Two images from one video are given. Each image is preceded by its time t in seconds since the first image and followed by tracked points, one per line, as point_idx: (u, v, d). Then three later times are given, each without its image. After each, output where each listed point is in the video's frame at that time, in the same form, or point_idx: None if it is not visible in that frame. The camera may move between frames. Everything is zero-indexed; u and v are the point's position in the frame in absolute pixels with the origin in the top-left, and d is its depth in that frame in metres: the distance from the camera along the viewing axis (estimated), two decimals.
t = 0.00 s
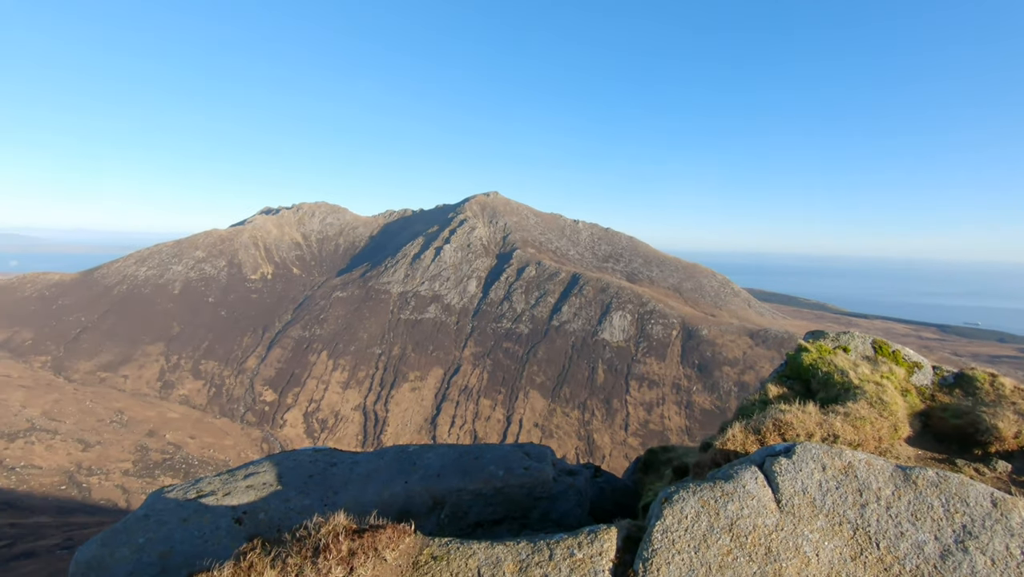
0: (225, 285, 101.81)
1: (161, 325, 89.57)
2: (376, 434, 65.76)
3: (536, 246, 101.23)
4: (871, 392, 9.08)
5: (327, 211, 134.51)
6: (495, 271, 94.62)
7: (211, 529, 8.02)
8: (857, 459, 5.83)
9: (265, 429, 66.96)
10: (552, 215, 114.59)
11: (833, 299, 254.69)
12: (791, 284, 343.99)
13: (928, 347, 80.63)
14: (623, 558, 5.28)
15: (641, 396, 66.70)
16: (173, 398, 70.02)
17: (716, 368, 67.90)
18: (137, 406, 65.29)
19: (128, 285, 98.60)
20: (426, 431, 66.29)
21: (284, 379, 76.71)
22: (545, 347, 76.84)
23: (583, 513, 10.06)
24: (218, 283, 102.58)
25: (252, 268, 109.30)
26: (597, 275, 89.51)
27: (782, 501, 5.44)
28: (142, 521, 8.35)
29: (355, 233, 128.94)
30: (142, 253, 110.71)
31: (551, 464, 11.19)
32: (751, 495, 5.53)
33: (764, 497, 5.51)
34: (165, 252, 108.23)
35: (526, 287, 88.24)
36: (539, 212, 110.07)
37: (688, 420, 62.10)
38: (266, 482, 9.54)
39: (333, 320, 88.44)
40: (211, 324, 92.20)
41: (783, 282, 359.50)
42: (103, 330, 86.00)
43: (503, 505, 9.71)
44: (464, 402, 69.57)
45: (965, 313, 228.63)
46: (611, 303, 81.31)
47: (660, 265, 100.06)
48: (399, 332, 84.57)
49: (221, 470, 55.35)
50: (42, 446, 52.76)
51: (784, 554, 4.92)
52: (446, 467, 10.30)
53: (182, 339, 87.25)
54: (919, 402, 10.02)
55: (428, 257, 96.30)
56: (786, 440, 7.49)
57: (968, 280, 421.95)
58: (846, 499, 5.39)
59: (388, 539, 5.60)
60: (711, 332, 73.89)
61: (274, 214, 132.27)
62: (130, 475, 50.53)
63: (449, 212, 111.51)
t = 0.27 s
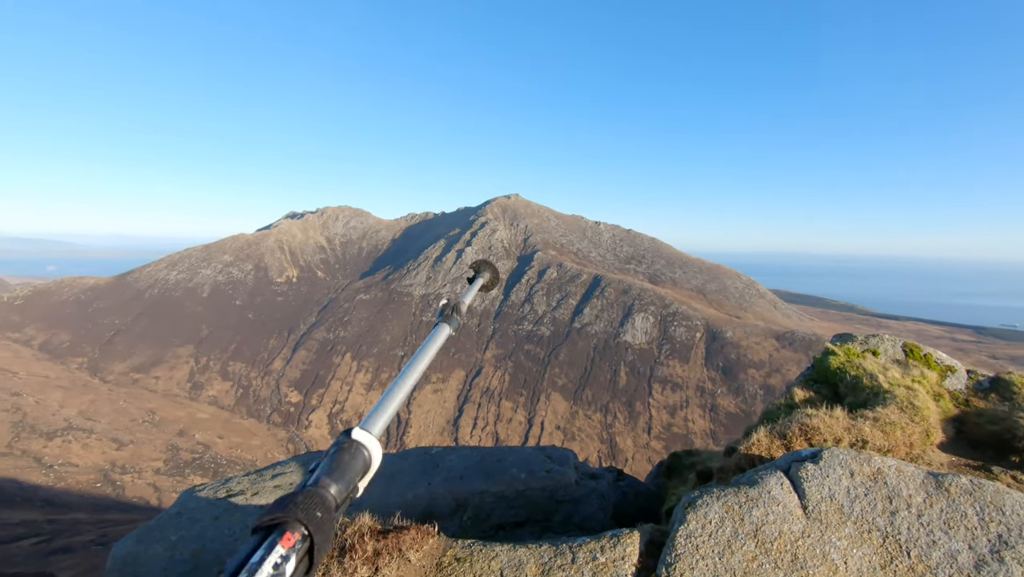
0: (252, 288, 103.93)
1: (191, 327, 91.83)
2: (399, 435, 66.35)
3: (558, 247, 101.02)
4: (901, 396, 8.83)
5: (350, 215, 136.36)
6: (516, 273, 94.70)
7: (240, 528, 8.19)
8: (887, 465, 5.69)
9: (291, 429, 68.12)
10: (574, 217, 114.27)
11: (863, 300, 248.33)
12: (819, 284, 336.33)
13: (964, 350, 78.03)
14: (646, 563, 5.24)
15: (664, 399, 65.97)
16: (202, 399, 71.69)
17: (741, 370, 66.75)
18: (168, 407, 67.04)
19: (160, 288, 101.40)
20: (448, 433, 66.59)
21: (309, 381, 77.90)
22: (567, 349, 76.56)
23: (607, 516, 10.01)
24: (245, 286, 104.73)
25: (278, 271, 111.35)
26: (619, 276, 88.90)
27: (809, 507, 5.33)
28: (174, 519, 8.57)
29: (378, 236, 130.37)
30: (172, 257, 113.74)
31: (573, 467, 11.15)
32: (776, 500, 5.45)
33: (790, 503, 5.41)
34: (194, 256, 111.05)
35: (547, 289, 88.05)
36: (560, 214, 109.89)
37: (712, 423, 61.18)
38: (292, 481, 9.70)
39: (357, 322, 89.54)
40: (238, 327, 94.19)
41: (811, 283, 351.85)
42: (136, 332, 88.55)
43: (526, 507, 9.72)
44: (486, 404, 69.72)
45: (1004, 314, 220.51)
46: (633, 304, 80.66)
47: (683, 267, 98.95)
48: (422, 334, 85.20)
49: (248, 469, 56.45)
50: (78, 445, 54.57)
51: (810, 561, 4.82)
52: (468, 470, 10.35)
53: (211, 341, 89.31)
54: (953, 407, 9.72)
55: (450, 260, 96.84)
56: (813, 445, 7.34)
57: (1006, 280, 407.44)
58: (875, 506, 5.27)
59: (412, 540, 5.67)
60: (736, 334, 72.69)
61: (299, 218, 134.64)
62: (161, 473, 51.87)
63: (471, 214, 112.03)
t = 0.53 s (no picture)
0: (270, 293, 105.31)
1: (210, 331, 93.30)
2: (414, 439, 66.64)
3: (573, 252, 100.84)
4: (925, 403, 8.63)
5: (366, 220, 137.65)
6: (531, 277, 94.70)
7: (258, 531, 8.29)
8: (911, 474, 5.57)
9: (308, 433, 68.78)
10: (589, 221, 114.01)
11: (885, 304, 243.91)
12: (839, 288, 331.00)
13: (990, 356, 76.08)
14: (662, 570, 5.18)
15: (681, 404, 65.33)
16: (221, 403, 72.72)
17: (759, 376, 65.82)
18: (188, 409, 68.13)
19: (181, 292, 103.26)
20: (463, 437, 66.69)
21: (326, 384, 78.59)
22: (582, 354, 76.25)
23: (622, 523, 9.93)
24: (263, 290, 106.19)
25: (296, 275, 112.73)
26: (634, 281, 88.42)
27: (829, 516, 5.24)
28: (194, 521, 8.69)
29: (393, 241, 131.36)
30: (193, 262, 115.82)
31: (589, 473, 11.10)
32: (796, 508, 5.36)
33: (810, 511, 5.32)
34: (214, 261, 112.91)
35: (562, 293, 87.83)
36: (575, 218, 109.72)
37: (730, 429, 60.41)
38: (309, 484, 9.78)
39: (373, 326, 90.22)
40: (256, 331, 95.48)
41: (830, 287, 346.46)
42: (158, 336, 90.21)
43: (541, 512, 9.70)
44: (501, 409, 69.71)
45: None
46: (649, 309, 80.11)
47: (699, 270, 98.11)
48: (437, 338, 85.54)
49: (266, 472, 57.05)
50: (101, 447, 55.72)
51: (831, 571, 4.72)
52: (484, 474, 10.35)
53: (230, 345, 90.63)
54: (979, 415, 9.47)
55: (465, 264, 97.18)
56: (834, 452, 7.21)
57: None
58: (898, 515, 5.15)
59: (427, 544, 5.68)
60: (754, 338, 71.73)
61: (316, 223, 136.27)
62: (181, 475, 52.67)
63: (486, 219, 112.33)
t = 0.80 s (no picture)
0: (285, 296, 106.44)
1: (227, 334, 94.56)
2: (428, 442, 66.89)
3: (586, 255, 100.61)
4: (948, 408, 8.47)
5: (380, 224, 138.70)
6: (544, 280, 94.66)
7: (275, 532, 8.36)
8: (934, 480, 5.47)
9: (323, 435, 69.36)
10: (602, 224, 113.70)
11: (905, 308, 239.57)
12: (858, 291, 326.21)
13: (1015, 360, 74.27)
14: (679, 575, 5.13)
15: (695, 408, 64.73)
16: (238, 405, 73.61)
17: (775, 380, 64.94)
18: (205, 411, 69.03)
19: (198, 296, 104.81)
20: (476, 440, 66.72)
21: (340, 387, 79.15)
22: (596, 357, 75.94)
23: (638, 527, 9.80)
24: (279, 294, 107.35)
25: (311, 279, 113.91)
26: (648, 283, 87.97)
27: (850, 522, 5.14)
28: (213, 521, 8.77)
29: (407, 245, 132.14)
30: (210, 266, 117.50)
31: (604, 476, 11.02)
32: (816, 514, 5.26)
33: (831, 517, 5.23)
34: (231, 265, 114.46)
35: (575, 296, 87.56)
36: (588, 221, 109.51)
37: (746, 433, 59.71)
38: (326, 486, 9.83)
39: (386, 329, 90.70)
40: (272, 334, 96.55)
41: (849, 290, 341.16)
42: (176, 339, 91.63)
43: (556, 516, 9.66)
44: (514, 412, 69.64)
45: None
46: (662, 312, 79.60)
47: (714, 273, 97.29)
48: (450, 342, 85.80)
49: (281, 474, 57.60)
50: (121, 448, 56.70)
51: None
52: (498, 477, 10.32)
53: (246, 348, 91.73)
54: (1004, 420, 9.25)
55: (478, 267, 97.38)
56: (854, 457, 7.10)
57: None
58: (921, 522, 5.05)
59: (443, 547, 5.68)
60: (770, 342, 70.83)
61: (331, 228, 137.58)
62: (199, 476, 53.39)
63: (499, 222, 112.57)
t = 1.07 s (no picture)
0: (313, 295, 108.36)
1: (258, 332, 96.75)
2: (452, 441, 67.37)
3: (611, 254, 99.89)
4: (997, 413, 8.14)
5: (406, 224, 140.08)
6: (569, 280, 94.31)
7: (306, 527, 8.55)
8: (984, 489, 5.26)
9: (350, 432, 70.46)
10: (627, 223, 112.70)
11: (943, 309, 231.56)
12: (893, 292, 316.57)
13: None
14: None
15: (723, 410, 63.66)
16: (268, 402, 75.29)
17: (806, 382, 63.38)
18: (237, 408, 70.78)
19: (230, 295, 107.52)
20: (501, 439, 66.92)
21: (367, 385, 80.27)
22: (621, 357, 75.31)
23: (668, 530, 9.68)
24: (308, 293, 109.37)
25: (338, 279, 115.73)
26: (674, 283, 86.85)
27: (894, 531, 4.99)
28: (247, 515, 9.00)
29: (432, 244, 133.18)
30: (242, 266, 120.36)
31: (633, 478, 10.89)
32: (857, 522, 5.11)
33: (873, 525, 5.07)
34: (262, 264, 117.06)
35: (600, 296, 86.96)
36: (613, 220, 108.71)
37: (775, 437, 58.51)
38: (356, 483, 9.96)
39: (412, 328, 91.56)
40: (301, 332, 98.43)
41: (884, 291, 331.24)
42: (209, 337, 94.16)
43: (585, 517, 9.60)
44: (538, 412, 69.59)
45: None
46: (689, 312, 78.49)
47: (742, 273, 95.51)
48: (475, 341, 86.17)
49: (309, 470, 58.73)
50: (157, 442, 58.53)
51: None
52: (526, 477, 10.29)
53: (276, 345, 93.67)
54: None
55: (502, 267, 97.54)
56: (897, 463, 6.88)
57: None
58: (971, 532, 4.86)
59: (474, 546, 5.70)
60: (801, 343, 69.17)
61: (358, 228, 139.48)
62: (231, 471, 54.79)
63: (524, 222, 112.55)
